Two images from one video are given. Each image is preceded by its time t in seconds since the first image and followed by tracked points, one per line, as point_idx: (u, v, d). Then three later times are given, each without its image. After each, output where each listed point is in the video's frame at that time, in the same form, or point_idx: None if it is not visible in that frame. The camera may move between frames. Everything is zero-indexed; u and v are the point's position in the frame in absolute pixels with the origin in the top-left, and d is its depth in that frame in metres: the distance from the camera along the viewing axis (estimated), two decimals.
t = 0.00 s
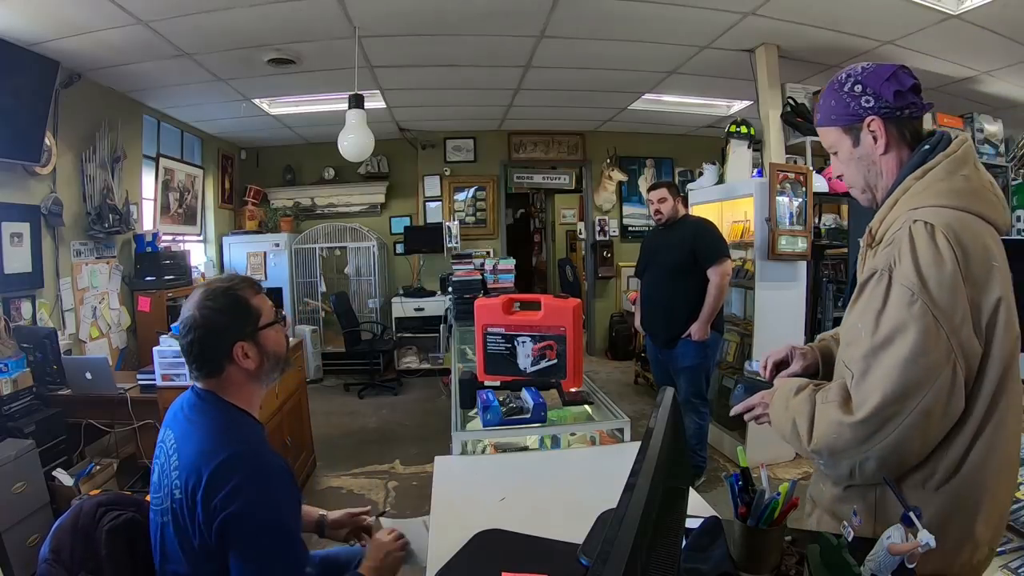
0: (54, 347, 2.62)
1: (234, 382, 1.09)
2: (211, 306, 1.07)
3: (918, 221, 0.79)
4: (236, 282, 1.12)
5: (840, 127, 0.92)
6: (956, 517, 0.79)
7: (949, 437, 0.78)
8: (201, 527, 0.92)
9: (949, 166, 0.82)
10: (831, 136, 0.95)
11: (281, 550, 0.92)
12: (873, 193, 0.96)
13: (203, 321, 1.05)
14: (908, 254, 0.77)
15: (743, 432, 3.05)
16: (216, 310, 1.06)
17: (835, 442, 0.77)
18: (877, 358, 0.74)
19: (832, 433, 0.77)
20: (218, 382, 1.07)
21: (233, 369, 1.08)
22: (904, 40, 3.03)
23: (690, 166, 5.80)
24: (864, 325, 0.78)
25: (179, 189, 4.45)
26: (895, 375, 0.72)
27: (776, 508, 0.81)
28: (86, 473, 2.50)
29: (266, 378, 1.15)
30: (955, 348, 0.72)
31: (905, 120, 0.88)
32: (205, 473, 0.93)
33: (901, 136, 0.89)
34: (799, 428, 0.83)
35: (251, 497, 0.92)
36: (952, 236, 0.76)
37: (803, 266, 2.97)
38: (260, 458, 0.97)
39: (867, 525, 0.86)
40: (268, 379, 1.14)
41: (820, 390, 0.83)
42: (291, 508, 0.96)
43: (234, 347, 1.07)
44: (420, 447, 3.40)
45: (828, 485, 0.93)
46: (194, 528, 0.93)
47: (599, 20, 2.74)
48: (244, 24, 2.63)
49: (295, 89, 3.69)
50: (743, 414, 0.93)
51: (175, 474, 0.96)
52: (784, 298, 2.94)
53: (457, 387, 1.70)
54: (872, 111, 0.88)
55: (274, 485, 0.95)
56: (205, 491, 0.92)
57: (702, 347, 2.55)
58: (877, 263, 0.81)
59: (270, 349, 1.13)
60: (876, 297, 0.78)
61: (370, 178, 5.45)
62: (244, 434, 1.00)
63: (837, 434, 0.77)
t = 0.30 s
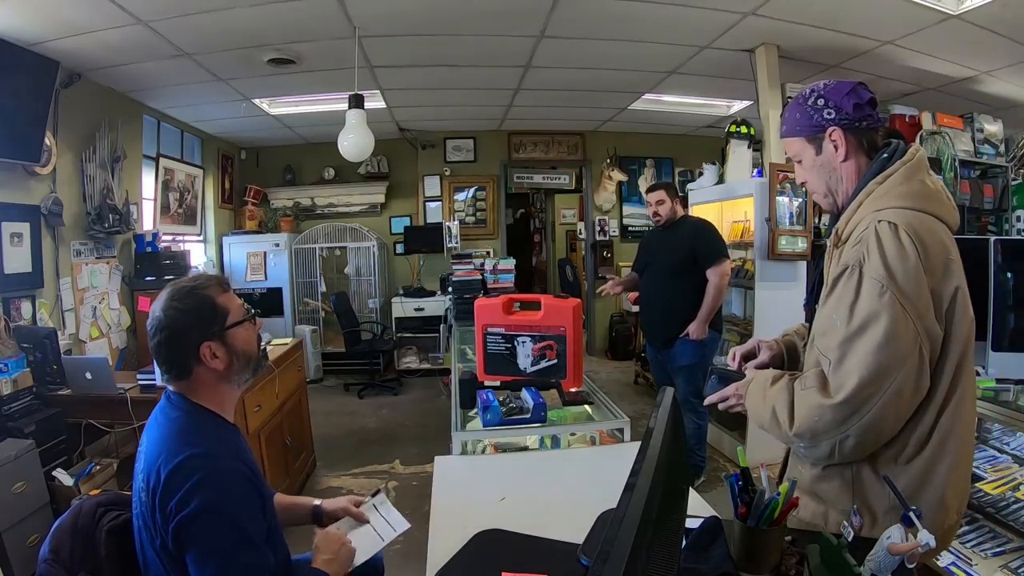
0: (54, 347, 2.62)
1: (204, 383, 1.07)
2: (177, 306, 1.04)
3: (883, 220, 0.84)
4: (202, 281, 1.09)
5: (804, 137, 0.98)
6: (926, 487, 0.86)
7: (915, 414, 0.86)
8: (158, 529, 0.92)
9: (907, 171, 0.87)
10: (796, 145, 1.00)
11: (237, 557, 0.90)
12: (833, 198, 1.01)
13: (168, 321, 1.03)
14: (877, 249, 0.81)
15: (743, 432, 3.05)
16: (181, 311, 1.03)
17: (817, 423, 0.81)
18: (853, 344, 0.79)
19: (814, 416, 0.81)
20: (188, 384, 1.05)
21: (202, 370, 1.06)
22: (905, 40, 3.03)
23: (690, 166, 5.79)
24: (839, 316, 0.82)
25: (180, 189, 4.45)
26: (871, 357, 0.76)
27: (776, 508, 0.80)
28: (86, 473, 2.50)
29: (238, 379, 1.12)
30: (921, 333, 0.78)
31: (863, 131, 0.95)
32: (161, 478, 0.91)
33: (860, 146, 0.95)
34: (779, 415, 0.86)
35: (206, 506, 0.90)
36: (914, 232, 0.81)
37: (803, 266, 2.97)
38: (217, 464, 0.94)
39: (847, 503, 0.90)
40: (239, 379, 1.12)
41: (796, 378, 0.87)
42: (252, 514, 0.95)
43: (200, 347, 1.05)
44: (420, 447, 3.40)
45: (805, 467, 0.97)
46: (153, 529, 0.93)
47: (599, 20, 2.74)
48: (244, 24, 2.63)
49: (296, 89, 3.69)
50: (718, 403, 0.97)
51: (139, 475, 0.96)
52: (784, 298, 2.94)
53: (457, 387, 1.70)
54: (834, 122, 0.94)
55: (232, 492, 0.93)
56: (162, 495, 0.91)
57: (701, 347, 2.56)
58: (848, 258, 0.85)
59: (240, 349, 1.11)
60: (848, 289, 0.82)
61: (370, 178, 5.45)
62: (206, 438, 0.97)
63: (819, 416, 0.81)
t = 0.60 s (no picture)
0: (54, 347, 2.62)
1: (189, 384, 1.06)
2: (158, 307, 1.03)
3: (871, 221, 0.83)
4: (186, 282, 1.08)
5: (785, 142, 0.98)
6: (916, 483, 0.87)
7: (904, 412, 0.86)
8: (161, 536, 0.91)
9: (890, 173, 0.88)
10: (777, 150, 1.00)
11: (243, 541, 0.90)
12: (815, 201, 1.02)
13: (150, 322, 1.02)
14: (867, 249, 0.81)
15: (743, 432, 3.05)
16: (163, 313, 1.03)
17: (813, 423, 0.80)
18: (848, 344, 0.78)
19: (810, 416, 0.80)
20: (172, 385, 1.05)
21: (185, 371, 1.05)
22: (905, 40, 3.03)
23: (690, 165, 5.79)
24: (831, 316, 0.82)
25: (179, 189, 4.45)
26: (866, 358, 0.76)
27: (776, 509, 0.79)
28: (86, 473, 2.50)
29: (223, 379, 1.11)
30: (913, 332, 0.78)
31: (842, 134, 0.95)
32: (153, 478, 0.91)
33: (841, 149, 0.96)
34: (772, 417, 0.84)
35: (198, 498, 0.89)
36: (902, 233, 0.81)
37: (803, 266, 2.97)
38: (197, 460, 0.93)
39: (840, 499, 0.89)
40: (225, 379, 1.11)
41: (787, 379, 0.86)
42: (249, 497, 0.94)
43: (183, 348, 1.04)
44: (420, 447, 3.40)
45: (798, 466, 0.95)
46: (154, 536, 0.92)
47: (599, 20, 2.74)
48: (244, 24, 2.63)
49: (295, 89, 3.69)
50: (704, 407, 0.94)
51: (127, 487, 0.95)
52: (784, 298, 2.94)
53: (457, 387, 1.70)
54: (815, 126, 0.94)
55: (222, 482, 0.92)
56: (153, 500, 0.91)
57: (700, 347, 2.56)
58: (838, 258, 0.85)
59: (224, 349, 1.10)
60: (839, 290, 0.82)
61: (370, 178, 5.45)
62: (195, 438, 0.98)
63: (815, 415, 0.80)
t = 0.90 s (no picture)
0: (54, 347, 2.62)
1: (196, 384, 1.06)
2: (166, 307, 1.03)
3: (862, 221, 0.83)
4: (193, 281, 1.07)
5: (770, 137, 0.97)
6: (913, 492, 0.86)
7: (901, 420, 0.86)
8: (173, 535, 0.90)
9: (881, 169, 0.87)
10: (761, 147, 0.99)
11: (254, 526, 0.89)
12: (801, 198, 1.02)
13: (159, 324, 1.02)
14: (860, 251, 0.80)
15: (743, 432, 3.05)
16: (172, 314, 1.02)
17: (806, 436, 0.79)
18: (841, 352, 0.78)
19: (802, 428, 0.79)
20: (180, 385, 1.05)
21: (193, 372, 1.05)
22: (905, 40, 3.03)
23: (690, 165, 5.79)
24: (824, 323, 0.81)
25: (179, 189, 4.45)
26: (860, 366, 0.75)
27: (776, 509, 0.79)
28: (86, 473, 2.50)
29: (230, 380, 1.11)
30: (908, 336, 0.78)
31: (828, 129, 0.95)
32: (160, 474, 0.91)
33: (826, 144, 0.96)
34: (761, 430, 0.84)
35: (206, 489, 0.89)
36: (896, 234, 0.81)
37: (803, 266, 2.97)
38: (203, 455, 0.93)
39: (836, 512, 0.89)
40: (232, 380, 1.11)
41: (776, 389, 0.86)
42: (256, 486, 0.94)
43: (191, 350, 1.04)
44: (420, 447, 3.40)
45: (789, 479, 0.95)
46: (164, 534, 0.91)
47: (599, 20, 2.74)
48: (244, 24, 2.63)
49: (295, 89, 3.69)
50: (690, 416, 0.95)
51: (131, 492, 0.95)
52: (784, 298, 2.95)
53: (457, 387, 1.70)
54: (801, 120, 0.93)
55: (228, 472, 0.92)
56: (160, 500, 0.90)
57: (701, 348, 2.56)
58: (830, 262, 0.84)
59: (232, 350, 1.10)
60: (832, 295, 0.81)
61: (370, 178, 5.45)
62: (200, 435, 0.98)
63: (808, 428, 0.79)
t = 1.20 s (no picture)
0: (54, 347, 2.62)
1: (227, 383, 1.06)
2: (204, 306, 1.02)
3: (867, 226, 0.81)
4: (231, 282, 1.07)
5: (765, 131, 0.97)
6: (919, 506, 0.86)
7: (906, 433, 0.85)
8: (203, 524, 0.88)
9: (884, 169, 0.87)
10: (756, 141, 0.99)
11: (281, 510, 0.85)
12: (798, 197, 1.02)
13: (196, 324, 1.01)
14: (865, 257, 0.79)
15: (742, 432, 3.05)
16: (212, 314, 1.02)
17: (806, 453, 0.78)
18: (846, 368, 0.76)
19: (802, 445, 0.78)
20: (213, 383, 1.05)
21: (227, 372, 1.05)
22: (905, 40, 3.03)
23: (690, 165, 5.79)
24: (826, 337, 0.79)
25: (179, 189, 4.45)
26: (865, 383, 0.73)
27: (776, 509, 0.78)
28: (86, 474, 2.50)
29: (262, 381, 1.11)
30: (915, 348, 0.76)
31: (828, 123, 0.95)
32: (188, 463, 0.90)
33: (826, 140, 0.95)
34: (757, 443, 0.84)
35: (236, 476, 0.86)
36: (901, 238, 0.79)
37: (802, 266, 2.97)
38: (230, 444, 0.91)
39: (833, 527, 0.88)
40: (264, 381, 1.11)
41: (776, 402, 0.85)
42: (285, 473, 0.91)
43: (228, 350, 1.03)
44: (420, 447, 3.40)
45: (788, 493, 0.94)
46: (192, 524, 0.90)
47: (599, 20, 2.74)
48: (244, 24, 2.63)
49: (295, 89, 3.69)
50: (686, 424, 0.95)
51: (159, 483, 0.94)
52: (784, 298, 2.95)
53: (457, 387, 1.70)
54: (799, 114, 0.93)
55: (257, 460, 0.90)
56: (189, 490, 0.88)
57: (703, 354, 2.56)
58: (833, 270, 0.82)
59: (268, 352, 1.09)
60: (835, 306, 0.80)
61: (370, 178, 5.45)
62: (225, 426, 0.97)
63: (809, 445, 0.78)
